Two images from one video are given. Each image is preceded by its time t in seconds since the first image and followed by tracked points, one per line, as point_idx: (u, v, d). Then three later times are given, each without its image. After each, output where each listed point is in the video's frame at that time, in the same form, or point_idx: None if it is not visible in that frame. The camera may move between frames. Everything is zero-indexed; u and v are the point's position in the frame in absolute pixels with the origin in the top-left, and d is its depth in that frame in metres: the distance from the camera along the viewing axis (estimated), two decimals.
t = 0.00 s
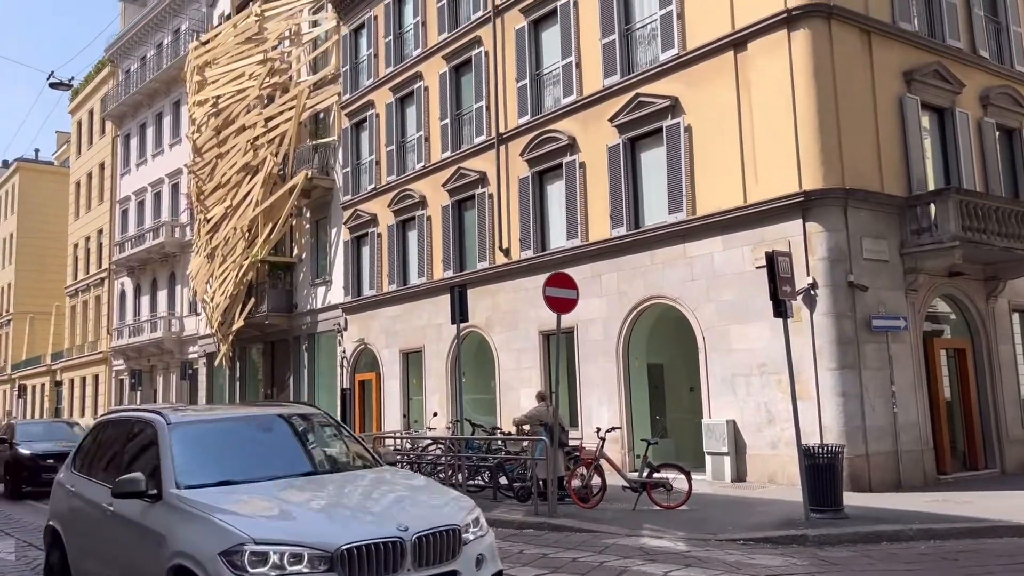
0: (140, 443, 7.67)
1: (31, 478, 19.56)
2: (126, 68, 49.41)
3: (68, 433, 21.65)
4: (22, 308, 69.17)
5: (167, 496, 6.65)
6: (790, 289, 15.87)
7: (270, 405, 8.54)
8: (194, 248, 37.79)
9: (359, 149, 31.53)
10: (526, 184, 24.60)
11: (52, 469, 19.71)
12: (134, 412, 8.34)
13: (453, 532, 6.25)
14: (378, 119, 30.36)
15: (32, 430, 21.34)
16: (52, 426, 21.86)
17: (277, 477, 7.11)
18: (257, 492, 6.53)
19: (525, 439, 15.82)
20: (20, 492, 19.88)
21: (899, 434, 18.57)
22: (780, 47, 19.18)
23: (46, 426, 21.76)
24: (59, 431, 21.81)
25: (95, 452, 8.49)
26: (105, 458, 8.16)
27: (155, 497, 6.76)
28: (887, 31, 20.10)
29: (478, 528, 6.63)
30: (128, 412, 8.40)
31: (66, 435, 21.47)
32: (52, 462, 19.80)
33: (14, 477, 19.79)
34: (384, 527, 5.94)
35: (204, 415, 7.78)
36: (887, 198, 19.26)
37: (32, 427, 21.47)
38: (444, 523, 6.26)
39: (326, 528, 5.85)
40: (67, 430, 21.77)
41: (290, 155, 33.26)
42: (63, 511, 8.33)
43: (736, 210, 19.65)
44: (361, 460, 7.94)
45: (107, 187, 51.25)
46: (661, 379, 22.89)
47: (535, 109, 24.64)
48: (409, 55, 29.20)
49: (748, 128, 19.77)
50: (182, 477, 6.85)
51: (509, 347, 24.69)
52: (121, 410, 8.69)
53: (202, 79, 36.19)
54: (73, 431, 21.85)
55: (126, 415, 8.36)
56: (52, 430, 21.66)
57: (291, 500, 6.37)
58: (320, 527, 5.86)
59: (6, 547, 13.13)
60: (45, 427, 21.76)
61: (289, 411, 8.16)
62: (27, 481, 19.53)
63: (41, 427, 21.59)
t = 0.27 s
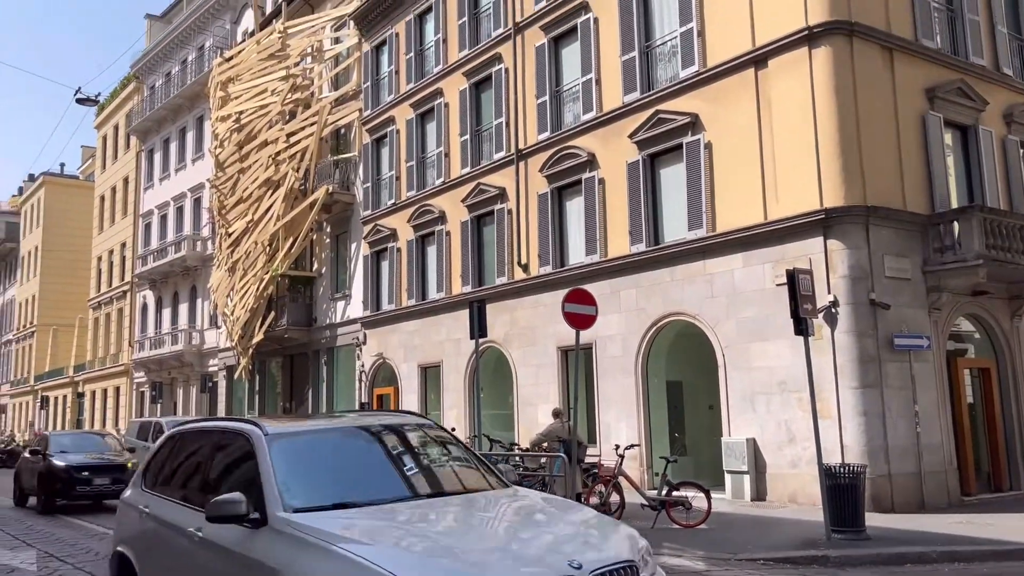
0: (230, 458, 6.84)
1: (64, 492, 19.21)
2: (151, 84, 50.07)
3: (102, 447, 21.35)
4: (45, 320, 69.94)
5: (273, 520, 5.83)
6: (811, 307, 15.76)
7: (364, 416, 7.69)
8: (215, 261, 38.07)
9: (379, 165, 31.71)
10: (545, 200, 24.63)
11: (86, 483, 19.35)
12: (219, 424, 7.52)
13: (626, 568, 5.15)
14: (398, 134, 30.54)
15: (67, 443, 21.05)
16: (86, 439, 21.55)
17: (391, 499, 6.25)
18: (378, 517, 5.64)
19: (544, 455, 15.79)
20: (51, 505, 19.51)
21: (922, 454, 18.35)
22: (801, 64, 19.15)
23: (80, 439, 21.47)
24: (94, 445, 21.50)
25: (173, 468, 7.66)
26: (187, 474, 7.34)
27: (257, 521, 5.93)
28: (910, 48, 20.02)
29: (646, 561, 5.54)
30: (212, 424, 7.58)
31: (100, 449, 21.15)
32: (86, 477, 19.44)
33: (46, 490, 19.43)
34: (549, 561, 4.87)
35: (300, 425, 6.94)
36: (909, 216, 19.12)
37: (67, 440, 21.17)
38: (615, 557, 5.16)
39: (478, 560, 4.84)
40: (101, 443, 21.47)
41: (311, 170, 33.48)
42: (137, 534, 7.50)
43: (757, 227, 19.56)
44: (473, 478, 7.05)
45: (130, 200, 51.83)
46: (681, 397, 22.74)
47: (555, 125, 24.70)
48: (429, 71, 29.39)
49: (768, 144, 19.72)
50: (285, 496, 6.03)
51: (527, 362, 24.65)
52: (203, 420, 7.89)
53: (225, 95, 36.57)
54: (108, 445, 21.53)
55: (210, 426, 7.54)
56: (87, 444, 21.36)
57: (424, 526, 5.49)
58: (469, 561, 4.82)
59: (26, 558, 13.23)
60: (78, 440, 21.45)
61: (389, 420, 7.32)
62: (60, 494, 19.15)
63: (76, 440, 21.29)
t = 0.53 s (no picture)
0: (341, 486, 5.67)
1: (98, 508, 18.75)
2: (176, 100, 50.73)
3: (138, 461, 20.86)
4: (70, 333, 70.71)
5: (427, 564, 4.57)
6: (833, 325, 15.60)
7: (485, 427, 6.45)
8: (237, 276, 38.43)
9: (400, 180, 31.91)
10: (565, 216, 24.63)
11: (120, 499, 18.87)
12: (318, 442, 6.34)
13: None
14: (419, 150, 30.73)
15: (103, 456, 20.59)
16: (122, 452, 21.08)
17: (560, 535, 4.98)
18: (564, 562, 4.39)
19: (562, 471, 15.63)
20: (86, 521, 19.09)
21: (946, 476, 18.08)
22: (822, 81, 19.10)
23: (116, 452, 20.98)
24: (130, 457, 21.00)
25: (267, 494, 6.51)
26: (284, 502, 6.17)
27: (403, 565, 4.65)
28: (933, 65, 19.92)
29: None
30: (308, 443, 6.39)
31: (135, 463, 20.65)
32: (121, 493, 18.95)
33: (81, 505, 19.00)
34: None
35: (430, 441, 5.67)
36: (932, 234, 18.95)
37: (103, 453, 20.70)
38: None
39: None
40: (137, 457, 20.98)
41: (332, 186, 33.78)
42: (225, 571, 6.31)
43: (778, 244, 19.45)
44: (634, 495, 5.83)
45: (153, 214, 52.39)
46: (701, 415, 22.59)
47: (575, 142, 24.76)
48: (450, 88, 29.59)
49: (789, 162, 19.64)
50: (438, 538, 4.73)
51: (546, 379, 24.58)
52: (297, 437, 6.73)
53: (248, 112, 37.01)
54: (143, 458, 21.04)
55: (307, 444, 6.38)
56: (122, 457, 20.88)
57: (617, 564, 4.31)
58: None
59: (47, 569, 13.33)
60: (114, 452, 21.01)
61: (533, 436, 6.06)
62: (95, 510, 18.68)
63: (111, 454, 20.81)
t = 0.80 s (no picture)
0: (507, 511, 4.21)
1: (137, 522, 18.42)
2: (199, 114, 51.28)
3: (173, 472, 20.51)
4: (92, 344, 71.33)
5: None
6: (853, 341, 15.48)
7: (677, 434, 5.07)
8: (257, 288, 38.69)
9: (420, 193, 32.06)
10: (583, 230, 24.66)
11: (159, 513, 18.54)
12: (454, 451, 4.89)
13: None
14: (438, 164, 30.87)
15: (137, 468, 20.22)
16: (157, 462, 20.71)
17: (848, 572, 3.65)
18: None
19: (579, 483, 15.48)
20: (120, 535, 18.70)
21: (970, 494, 17.85)
22: (843, 95, 19.03)
23: (151, 463, 20.60)
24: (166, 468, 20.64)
25: (389, 521, 5.06)
26: (420, 535, 4.68)
27: None
28: (955, 80, 19.81)
29: None
30: (441, 455, 4.92)
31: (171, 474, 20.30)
32: (159, 506, 18.61)
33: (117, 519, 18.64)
34: None
35: (622, 449, 4.23)
36: (955, 249, 18.79)
37: (138, 463, 20.33)
38: None
39: None
40: (172, 468, 20.61)
41: (352, 199, 33.95)
42: None
43: (798, 259, 19.35)
44: (886, 517, 4.47)
45: (175, 226, 52.89)
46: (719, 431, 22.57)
47: (594, 156, 24.80)
48: (470, 102, 29.74)
49: (810, 176, 19.56)
50: None
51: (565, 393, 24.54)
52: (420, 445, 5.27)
53: (270, 125, 37.32)
54: (178, 469, 20.68)
55: (442, 454, 4.92)
56: (158, 468, 20.53)
57: None
58: None
59: None
60: (148, 464, 20.58)
61: (745, 445, 4.62)
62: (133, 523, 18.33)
63: (146, 464, 20.45)
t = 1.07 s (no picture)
0: (808, 554, 3.22)
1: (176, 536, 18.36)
2: (221, 126, 51.72)
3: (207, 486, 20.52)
4: (114, 356, 71.94)
5: None
6: (872, 354, 15.47)
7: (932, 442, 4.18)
8: (277, 300, 38.97)
9: (438, 206, 32.18)
10: (601, 243, 24.64)
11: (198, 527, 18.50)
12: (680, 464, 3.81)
13: None
14: (456, 177, 31.02)
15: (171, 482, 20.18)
16: (190, 477, 20.71)
17: None
18: None
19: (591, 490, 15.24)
20: (155, 550, 18.60)
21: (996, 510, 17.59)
22: (863, 109, 18.96)
23: (185, 478, 20.61)
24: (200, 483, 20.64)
25: (572, 558, 3.97)
26: (642, 572, 3.65)
27: None
28: (977, 92, 19.73)
29: None
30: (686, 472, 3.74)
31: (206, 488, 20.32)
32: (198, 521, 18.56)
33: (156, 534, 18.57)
34: None
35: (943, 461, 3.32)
36: (977, 263, 18.62)
37: (172, 478, 20.32)
38: None
39: None
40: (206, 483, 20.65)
41: (371, 212, 34.24)
42: None
43: (818, 272, 19.23)
44: None
45: (197, 238, 53.38)
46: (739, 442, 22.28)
47: (612, 168, 24.82)
48: (489, 114, 29.88)
49: (830, 189, 19.47)
50: None
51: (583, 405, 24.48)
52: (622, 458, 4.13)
53: (290, 138, 37.75)
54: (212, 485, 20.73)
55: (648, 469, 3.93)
56: (193, 483, 20.53)
57: None
58: None
59: None
60: (182, 476, 20.67)
61: None
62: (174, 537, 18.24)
63: (181, 479, 20.45)
